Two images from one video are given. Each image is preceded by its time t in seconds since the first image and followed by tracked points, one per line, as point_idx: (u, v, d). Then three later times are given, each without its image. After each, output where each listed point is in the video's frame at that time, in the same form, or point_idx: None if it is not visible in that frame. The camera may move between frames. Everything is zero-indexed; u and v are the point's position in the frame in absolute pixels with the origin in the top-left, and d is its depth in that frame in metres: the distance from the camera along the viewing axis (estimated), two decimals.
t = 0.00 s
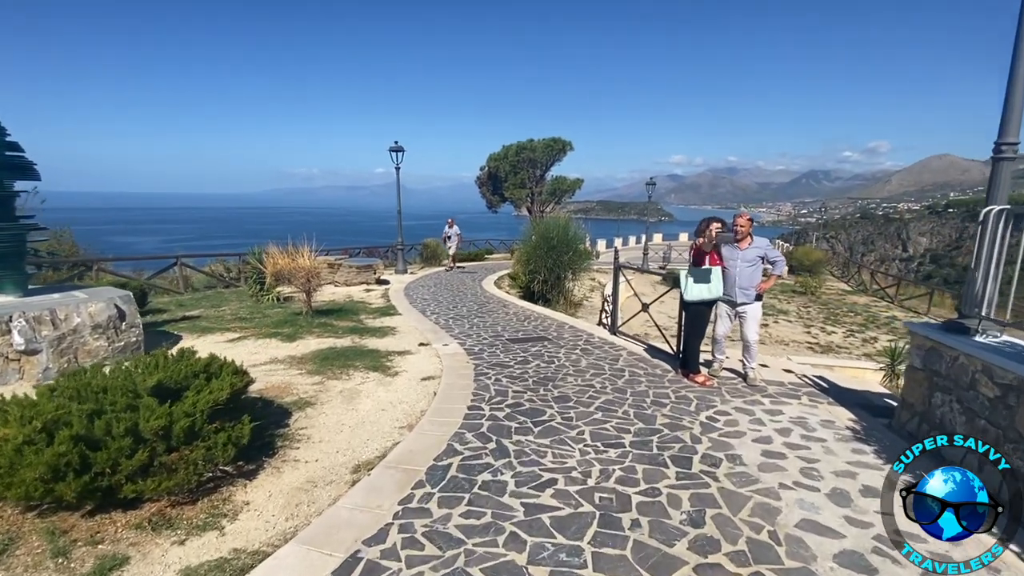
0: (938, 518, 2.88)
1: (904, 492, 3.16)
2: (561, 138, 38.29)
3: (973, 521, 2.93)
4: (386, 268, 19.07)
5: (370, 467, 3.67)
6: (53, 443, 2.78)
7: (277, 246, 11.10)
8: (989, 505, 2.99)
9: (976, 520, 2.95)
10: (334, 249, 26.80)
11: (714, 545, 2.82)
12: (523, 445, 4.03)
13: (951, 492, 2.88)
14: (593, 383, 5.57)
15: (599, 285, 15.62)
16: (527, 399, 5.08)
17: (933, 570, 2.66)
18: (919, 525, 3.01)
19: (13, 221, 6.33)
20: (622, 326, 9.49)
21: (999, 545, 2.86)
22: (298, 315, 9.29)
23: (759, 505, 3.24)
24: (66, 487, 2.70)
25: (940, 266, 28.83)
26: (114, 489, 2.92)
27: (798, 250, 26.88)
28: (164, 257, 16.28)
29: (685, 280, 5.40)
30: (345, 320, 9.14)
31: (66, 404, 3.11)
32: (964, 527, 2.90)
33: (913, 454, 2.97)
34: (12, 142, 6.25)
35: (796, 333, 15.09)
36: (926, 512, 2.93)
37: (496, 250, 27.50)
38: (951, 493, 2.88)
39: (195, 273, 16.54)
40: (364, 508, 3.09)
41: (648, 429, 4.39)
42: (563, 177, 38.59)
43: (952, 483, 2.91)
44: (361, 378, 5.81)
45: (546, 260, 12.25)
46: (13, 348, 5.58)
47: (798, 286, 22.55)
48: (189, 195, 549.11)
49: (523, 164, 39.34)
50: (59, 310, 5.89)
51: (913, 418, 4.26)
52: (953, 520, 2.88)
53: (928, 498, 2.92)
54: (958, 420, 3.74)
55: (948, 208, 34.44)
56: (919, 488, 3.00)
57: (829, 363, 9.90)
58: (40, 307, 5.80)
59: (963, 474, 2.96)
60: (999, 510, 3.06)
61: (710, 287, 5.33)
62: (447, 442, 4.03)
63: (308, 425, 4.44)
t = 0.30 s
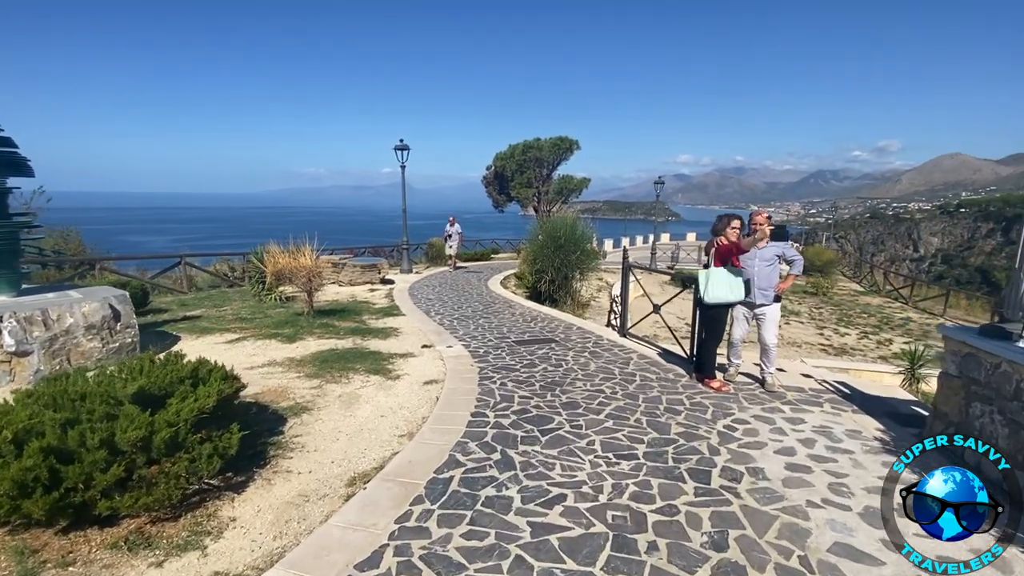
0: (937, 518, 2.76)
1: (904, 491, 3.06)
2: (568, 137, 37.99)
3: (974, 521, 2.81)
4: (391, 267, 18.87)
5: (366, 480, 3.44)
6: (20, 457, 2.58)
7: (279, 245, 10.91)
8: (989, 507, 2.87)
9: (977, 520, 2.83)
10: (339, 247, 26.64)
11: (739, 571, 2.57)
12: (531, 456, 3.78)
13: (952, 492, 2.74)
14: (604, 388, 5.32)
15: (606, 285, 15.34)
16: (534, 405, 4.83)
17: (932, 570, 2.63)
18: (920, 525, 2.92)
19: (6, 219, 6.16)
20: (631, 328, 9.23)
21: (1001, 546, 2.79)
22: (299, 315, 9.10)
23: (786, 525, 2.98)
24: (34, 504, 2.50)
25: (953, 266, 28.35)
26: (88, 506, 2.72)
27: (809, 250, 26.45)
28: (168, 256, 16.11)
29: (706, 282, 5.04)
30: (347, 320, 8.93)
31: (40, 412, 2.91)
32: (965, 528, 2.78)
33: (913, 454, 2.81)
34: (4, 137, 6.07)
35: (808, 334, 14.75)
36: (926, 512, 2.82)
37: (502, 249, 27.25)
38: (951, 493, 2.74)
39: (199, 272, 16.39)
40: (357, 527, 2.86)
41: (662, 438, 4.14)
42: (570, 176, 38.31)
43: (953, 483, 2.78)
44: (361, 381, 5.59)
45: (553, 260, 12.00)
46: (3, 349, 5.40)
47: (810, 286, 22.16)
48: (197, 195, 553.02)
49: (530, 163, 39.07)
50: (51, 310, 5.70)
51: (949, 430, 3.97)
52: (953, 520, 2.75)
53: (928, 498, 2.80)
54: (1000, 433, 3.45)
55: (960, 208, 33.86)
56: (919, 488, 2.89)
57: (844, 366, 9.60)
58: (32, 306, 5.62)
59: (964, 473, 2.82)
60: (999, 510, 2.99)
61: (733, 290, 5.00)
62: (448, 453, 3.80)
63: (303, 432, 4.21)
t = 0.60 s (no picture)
0: (938, 518, 2.67)
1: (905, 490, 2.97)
2: (576, 136, 37.71)
3: (974, 520, 2.71)
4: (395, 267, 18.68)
5: (359, 498, 3.24)
6: None
7: (280, 245, 10.73)
8: (990, 505, 2.76)
9: (977, 519, 2.73)
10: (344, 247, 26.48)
11: None
12: (535, 472, 3.56)
13: (952, 492, 2.62)
14: (612, 397, 5.08)
15: (613, 286, 15.08)
16: (539, 415, 4.60)
17: (933, 570, 2.61)
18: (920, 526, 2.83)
19: None
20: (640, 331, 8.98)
21: (998, 546, 2.76)
22: (300, 317, 8.92)
23: (814, 554, 2.74)
24: None
25: (966, 267, 27.84)
26: (59, 528, 2.54)
27: (821, 250, 25.98)
28: (172, 256, 16.00)
29: (738, 289, 4.57)
30: (349, 323, 8.75)
31: (11, 426, 2.74)
32: (965, 527, 2.69)
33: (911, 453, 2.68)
34: None
35: (820, 337, 14.42)
36: (926, 512, 2.73)
37: (508, 249, 27.03)
38: (952, 493, 2.63)
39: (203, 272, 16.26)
40: (347, 554, 2.65)
41: (675, 453, 3.90)
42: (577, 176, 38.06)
43: (953, 483, 2.64)
44: (359, 388, 5.39)
45: (560, 261, 11.78)
46: None
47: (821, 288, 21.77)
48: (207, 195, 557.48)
49: (537, 163, 38.84)
50: (44, 313, 5.54)
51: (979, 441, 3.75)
52: (953, 520, 2.66)
53: (927, 498, 2.71)
54: None
55: (974, 208, 33.26)
56: (919, 488, 2.78)
57: (860, 371, 9.30)
58: (24, 309, 5.44)
59: (965, 472, 2.66)
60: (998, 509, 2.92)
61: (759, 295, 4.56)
62: (447, 468, 3.58)
63: (295, 444, 4.01)
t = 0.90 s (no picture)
0: (937, 517, 2.85)
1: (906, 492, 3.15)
2: (584, 137, 37.47)
3: (975, 520, 2.87)
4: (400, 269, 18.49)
5: (346, 517, 3.03)
6: None
7: (282, 246, 10.59)
8: (989, 506, 2.92)
9: (976, 519, 2.88)
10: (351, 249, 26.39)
11: None
12: (536, 489, 3.33)
13: (950, 492, 2.83)
14: (618, 406, 4.83)
15: (621, 289, 14.82)
16: (542, 425, 4.38)
17: (932, 570, 2.63)
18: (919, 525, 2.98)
19: None
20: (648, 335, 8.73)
21: (1000, 546, 2.78)
22: (300, 319, 8.76)
23: None
24: None
25: (982, 269, 27.23)
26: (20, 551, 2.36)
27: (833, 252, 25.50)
28: (177, 257, 15.94)
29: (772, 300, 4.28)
30: (350, 326, 8.57)
31: None
32: (964, 527, 2.84)
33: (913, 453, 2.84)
34: None
35: (833, 341, 14.07)
36: (926, 512, 2.91)
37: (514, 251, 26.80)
38: (950, 493, 2.83)
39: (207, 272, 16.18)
40: None
41: (686, 469, 3.66)
42: (585, 176, 37.79)
43: (952, 483, 2.87)
44: (356, 395, 5.19)
45: (566, 262, 11.54)
46: None
47: (833, 290, 21.34)
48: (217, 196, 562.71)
49: (544, 163, 38.64)
50: (35, 316, 5.38)
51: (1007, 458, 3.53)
52: (952, 519, 2.83)
53: (927, 498, 2.90)
54: None
55: (990, 209, 32.57)
56: (920, 488, 2.99)
57: (875, 377, 8.99)
58: (15, 311, 5.29)
59: (964, 474, 2.91)
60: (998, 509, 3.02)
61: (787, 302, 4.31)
62: (442, 484, 3.37)
63: (284, 456, 3.81)
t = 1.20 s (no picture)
0: (937, 518, 2.82)
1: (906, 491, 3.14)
2: (592, 138, 37.20)
3: (975, 521, 2.84)
4: (406, 271, 18.34)
5: (333, 540, 2.84)
6: None
7: (286, 249, 10.47)
8: (990, 506, 2.90)
9: (977, 520, 2.85)
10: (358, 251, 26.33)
11: None
12: (538, 510, 3.11)
13: (951, 492, 2.80)
14: (626, 417, 4.60)
15: (629, 292, 14.56)
16: (545, 438, 4.16)
17: (933, 570, 2.65)
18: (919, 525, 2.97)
19: None
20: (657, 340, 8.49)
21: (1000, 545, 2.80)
22: (302, 323, 8.62)
23: None
24: None
25: (1000, 270, 26.58)
26: None
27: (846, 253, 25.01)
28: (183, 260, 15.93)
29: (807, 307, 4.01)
30: (352, 330, 8.43)
31: None
32: (965, 527, 2.82)
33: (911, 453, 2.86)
34: None
35: (848, 345, 13.72)
36: (926, 512, 2.89)
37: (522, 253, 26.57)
38: (951, 493, 2.80)
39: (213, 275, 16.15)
40: None
41: (697, 488, 3.42)
42: (593, 178, 37.48)
43: (952, 483, 2.86)
44: (353, 404, 5.01)
45: (573, 265, 11.32)
46: None
47: (847, 292, 20.90)
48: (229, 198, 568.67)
49: (552, 165, 38.42)
50: (27, 321, 5.27)
51: None
52: (953, 520, 2.80)
53: (928, 498, 2.87)
54: None
55: (1009, 209, 31.80)
56: (920, 488, 2.96)
57: (893, 383, 8.68)
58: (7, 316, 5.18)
59: (964, 475, 2.89)
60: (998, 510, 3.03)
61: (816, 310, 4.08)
62: (437, 503, 3.16)
63: (273, 470, 3.63)
